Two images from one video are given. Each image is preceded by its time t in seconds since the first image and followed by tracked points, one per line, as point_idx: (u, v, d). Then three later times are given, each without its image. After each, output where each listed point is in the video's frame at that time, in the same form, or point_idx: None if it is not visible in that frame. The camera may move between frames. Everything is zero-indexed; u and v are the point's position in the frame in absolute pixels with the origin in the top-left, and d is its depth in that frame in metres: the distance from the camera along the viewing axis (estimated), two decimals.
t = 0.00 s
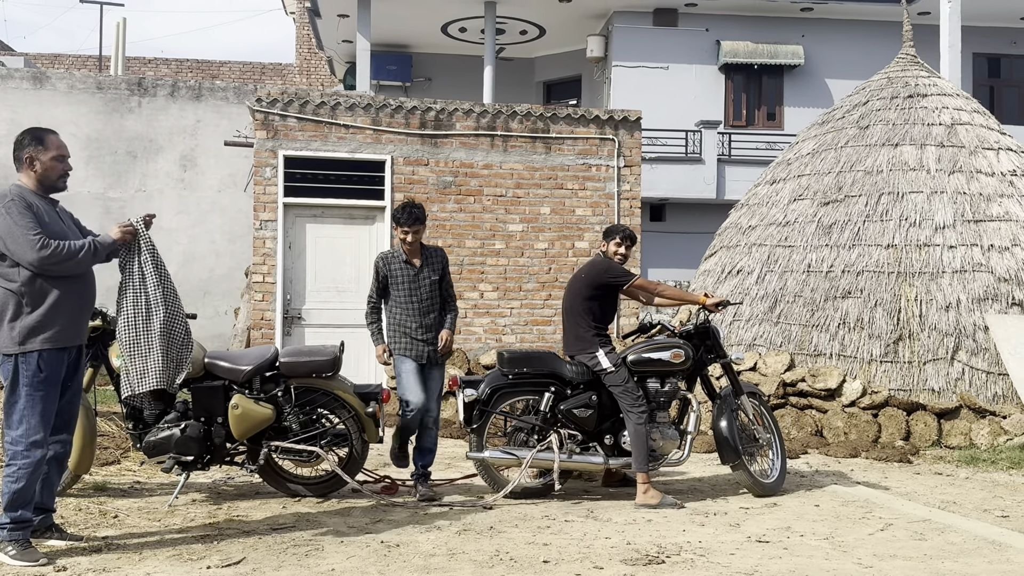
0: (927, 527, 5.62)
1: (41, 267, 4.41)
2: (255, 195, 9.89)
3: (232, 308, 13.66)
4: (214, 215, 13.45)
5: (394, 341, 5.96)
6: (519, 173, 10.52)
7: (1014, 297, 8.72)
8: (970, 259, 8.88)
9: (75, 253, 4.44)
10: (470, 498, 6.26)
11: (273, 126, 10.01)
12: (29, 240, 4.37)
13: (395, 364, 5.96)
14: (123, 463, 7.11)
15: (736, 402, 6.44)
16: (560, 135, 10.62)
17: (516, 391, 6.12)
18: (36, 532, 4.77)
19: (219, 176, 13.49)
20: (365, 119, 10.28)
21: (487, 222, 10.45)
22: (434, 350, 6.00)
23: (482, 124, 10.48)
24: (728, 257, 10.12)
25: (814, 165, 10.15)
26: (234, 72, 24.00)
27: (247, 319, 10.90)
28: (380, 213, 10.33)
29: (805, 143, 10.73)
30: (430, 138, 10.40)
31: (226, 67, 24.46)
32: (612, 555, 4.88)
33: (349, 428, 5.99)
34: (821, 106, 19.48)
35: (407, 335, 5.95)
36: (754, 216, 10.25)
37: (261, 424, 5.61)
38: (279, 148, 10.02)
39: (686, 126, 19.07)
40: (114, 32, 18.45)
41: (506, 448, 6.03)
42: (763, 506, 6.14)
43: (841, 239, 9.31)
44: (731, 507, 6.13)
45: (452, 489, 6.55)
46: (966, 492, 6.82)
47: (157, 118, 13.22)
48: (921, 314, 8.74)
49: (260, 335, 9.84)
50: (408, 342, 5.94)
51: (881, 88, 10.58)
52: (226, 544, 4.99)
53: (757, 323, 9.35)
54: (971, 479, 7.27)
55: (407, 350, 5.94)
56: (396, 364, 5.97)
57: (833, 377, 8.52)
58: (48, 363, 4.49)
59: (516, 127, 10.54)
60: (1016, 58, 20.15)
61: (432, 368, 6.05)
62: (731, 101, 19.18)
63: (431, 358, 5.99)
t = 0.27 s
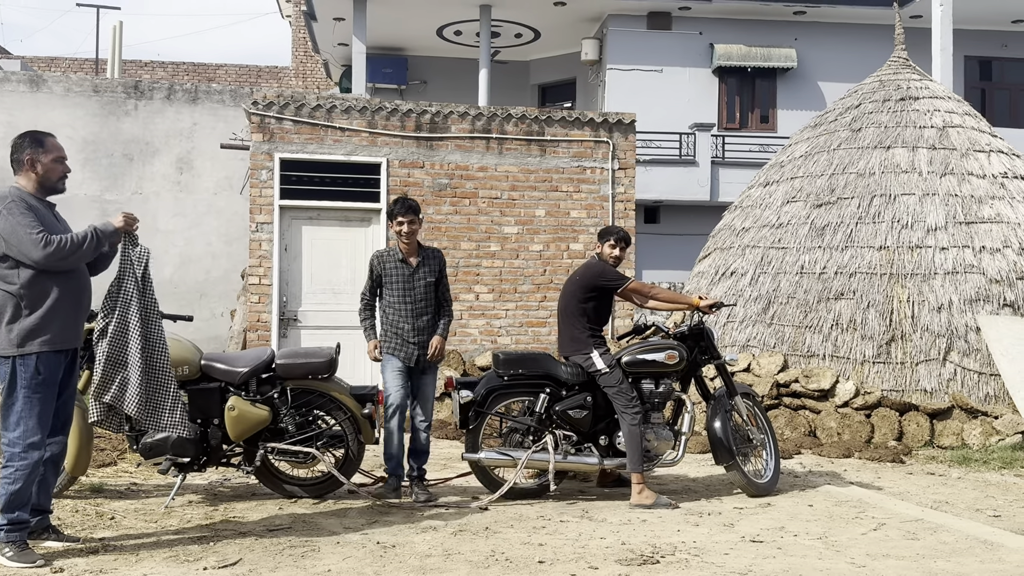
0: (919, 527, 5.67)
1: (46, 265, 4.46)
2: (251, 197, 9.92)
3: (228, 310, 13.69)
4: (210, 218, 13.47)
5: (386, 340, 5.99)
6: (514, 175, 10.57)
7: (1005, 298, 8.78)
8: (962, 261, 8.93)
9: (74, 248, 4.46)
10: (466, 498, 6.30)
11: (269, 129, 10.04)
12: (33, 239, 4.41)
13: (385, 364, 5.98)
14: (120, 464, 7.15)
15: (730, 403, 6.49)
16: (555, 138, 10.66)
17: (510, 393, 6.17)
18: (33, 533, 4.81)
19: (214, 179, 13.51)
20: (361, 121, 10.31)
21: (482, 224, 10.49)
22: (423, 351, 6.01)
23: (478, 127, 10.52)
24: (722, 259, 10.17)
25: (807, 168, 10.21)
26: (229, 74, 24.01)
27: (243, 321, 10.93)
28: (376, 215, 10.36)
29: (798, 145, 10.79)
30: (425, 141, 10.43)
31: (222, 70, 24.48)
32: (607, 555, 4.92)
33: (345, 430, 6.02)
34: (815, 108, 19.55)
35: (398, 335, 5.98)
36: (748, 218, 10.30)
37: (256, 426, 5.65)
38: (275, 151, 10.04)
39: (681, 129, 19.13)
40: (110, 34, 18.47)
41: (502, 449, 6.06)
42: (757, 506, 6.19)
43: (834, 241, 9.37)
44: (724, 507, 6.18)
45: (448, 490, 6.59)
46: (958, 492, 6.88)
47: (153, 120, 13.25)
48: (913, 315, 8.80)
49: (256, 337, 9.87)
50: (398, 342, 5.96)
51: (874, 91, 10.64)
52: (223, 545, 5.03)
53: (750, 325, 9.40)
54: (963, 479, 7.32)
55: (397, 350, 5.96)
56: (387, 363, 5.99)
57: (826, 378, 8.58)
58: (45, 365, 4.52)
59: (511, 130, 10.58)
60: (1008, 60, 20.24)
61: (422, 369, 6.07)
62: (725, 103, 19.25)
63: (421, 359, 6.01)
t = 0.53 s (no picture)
0: (913, 528, 5.68)
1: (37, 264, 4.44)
2: (244, 200, 9.90)
3: (221, 313, 13.66)
4: (202, 220, 13.44)
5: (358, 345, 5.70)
6: (508, 177, 10.57)
7: (998, 300, 8.81)
8: (954, 262, 8.96)
9: (63, 244, 4.43)
10: (460, 501, 6.29)
11: (262, 131, 10.02)
12: (26, 235, 4.39)
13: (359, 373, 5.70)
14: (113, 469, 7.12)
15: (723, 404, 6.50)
16: (548, 140, 10.66)
17: (505, 395, 6.17)
18: (25, 537, 4.79)
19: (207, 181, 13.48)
20: (354, 124, 10.30)
21: (476, 226, 10.49)
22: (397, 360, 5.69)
23: (471, 129, 10.52)
24: (716, 261, 10.18)
25: (800, 169, 10.23)
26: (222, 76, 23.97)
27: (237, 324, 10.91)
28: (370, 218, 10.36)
29: (791, 147, 10.80)
30: (418, 143, 10.42)
31: (215, 73, 24.45)
32: (602, 557, 4.92)
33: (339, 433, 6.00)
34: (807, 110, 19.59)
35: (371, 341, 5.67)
36: (741, 220, 10.32)
37: (250, 429, 5.64)
38: (268, 153, 10.02)
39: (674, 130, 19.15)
40: (102, 37, 18.43)
41: (496, 451, 6.05)
42: (751, 508, 6.19)
43: (827, 242, 9.39)
44: (719, 509, 6.18)
45: (443, 493, 6.58)
46: (952, 493, 6.89)
47: (145, 123, 13.22)
48: (906, 317, 8.82)
49: (249, 340, 9.85)
50: (371, 349, 5.67)
51: (866, 93, 10.67)
52: (217, 549, 5.01)
53: (744, 326, 9.41)
54: (957, 480, 7.34)
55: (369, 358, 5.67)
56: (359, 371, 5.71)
57: (819, 379, 8.59)
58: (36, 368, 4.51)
59: (505, 132, 10.58)
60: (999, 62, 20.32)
61: (399, 376, 5.75)
62: (718, 105, 19.27)
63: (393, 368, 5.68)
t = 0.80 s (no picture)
0: (901, 527, 5.71)
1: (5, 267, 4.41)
2: (233, 200, 9.87)
3: (210, 313, 13.63)
4: (191, 221, 13.41)
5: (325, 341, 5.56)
6: (497, 178, 10.57)
7: (984, 299, 8.86)
8: (942, 261, 9.00)
9: (29, 248, 4.36)
10: (450, 502, 6.29)
11: (250, 131, 9.99)
12: None
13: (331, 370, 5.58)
14: (101, 470, 7.09)
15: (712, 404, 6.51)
16: (537, 140, 10.67)
17: (494, 395, 6.15)
18: (12, 540, 4.76)
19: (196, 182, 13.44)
20: (343, 124, 10.28)
21: (465, 226, 10.49)
22: (362, 353, 5.49)
23: (460, 129, 10.51)
24: (705, 260, 10.20)
25: (788, 169, 10.26)
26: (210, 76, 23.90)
27: (226, 325, 10.88)
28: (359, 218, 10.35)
29: (779, 147, 10.84)
30: (408, 143, 10.41)
31: (203, 73, 24.38)
32: (591, 556, 4.93)
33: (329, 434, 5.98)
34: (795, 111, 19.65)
35: (337, 335, 5.52)
36: (729, 220, 10.35)
37: (239, 430, 5.63)
38: (257, 153, 10.00)
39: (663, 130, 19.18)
40: (90, 37, 18.36)
41: (485, 451, 6.05)
42: (740, 507, 6.21)
43: (815, 242, 9.42)
44: (708, 508, 6.20)
45: (433, 493, 6.57)
46: (939, 492, 6.92)
47: (133, 123, 13.18)
48: (894, 316, 8.86)
49: (238, 341, 9.82)
50: (336, 343, 5.51)
51: (854, 93, 10.71)
52: (206, 550, 5.00)
53: (733, 326, 9.43)
54: (944, 478, 7.37)
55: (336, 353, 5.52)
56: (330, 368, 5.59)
57: (808, 378, 8.61)
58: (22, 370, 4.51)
59: (494, 133, 10.59)
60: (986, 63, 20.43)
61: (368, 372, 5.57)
62: (707, 105, 19.31)
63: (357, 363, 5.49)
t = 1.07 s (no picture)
0: (887, 524, 5.75)
1: None
2: (220, 200, 9.84)
3: (197, 314, 13.58)
4: (177, 221, 13.36)
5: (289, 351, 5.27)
6: (485, 178, 10.58)
7: (969, 297, 8.92)
8: (926, 260, 9.07)
9: None
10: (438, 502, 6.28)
11: (237, 132, 9.97)
12: None
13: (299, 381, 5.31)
14: (88, 472, 7.06)
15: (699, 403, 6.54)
16: (525, 140, 10.68)
17: (482, 395, 6.14)
18: None
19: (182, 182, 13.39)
20: (330, 124, 10.27)
21: (453, 226, 10.49)
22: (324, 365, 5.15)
23: (448, 129, 10.52)
24: (691, 260, 10.23)
25: (774, 169, 10.31)
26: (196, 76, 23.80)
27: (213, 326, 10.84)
28: (346, 218, 10.33)
29: (765, 147, 10.88)
30: (395, 144, 10.41)
31: (189, 72, 24.29)
32: (580, 556, 4.94)
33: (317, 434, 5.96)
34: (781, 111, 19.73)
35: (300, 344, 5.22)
36: (716, 219, 10.39)
37: (226, 431, 5.62)
38: (244, 153, 9.97)
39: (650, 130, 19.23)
40: (75, 36, 18.26)
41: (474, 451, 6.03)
42: (727, 505, 6.24)
43: (801, 241, 9.47)
44: (695, 506, 6.23)
45: (421, 493, 6.57)
46: (925, 489, 6.97)
47: (119, 123, 13.13)
48: (879, 315, 8.91)
49: (225, 342, 9.80)
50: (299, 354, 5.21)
51: (839, 93, 10.77)
52: (194, 552, 4.99)
53: (719, 325, 9.46)
54: (930, 476, 7.43)
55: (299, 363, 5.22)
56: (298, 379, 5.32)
57: (794, 377, 8.65)
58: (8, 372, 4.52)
59: (481, 133, 10.59)
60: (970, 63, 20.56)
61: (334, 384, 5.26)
62: (693, 105, 19.37)
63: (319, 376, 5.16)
